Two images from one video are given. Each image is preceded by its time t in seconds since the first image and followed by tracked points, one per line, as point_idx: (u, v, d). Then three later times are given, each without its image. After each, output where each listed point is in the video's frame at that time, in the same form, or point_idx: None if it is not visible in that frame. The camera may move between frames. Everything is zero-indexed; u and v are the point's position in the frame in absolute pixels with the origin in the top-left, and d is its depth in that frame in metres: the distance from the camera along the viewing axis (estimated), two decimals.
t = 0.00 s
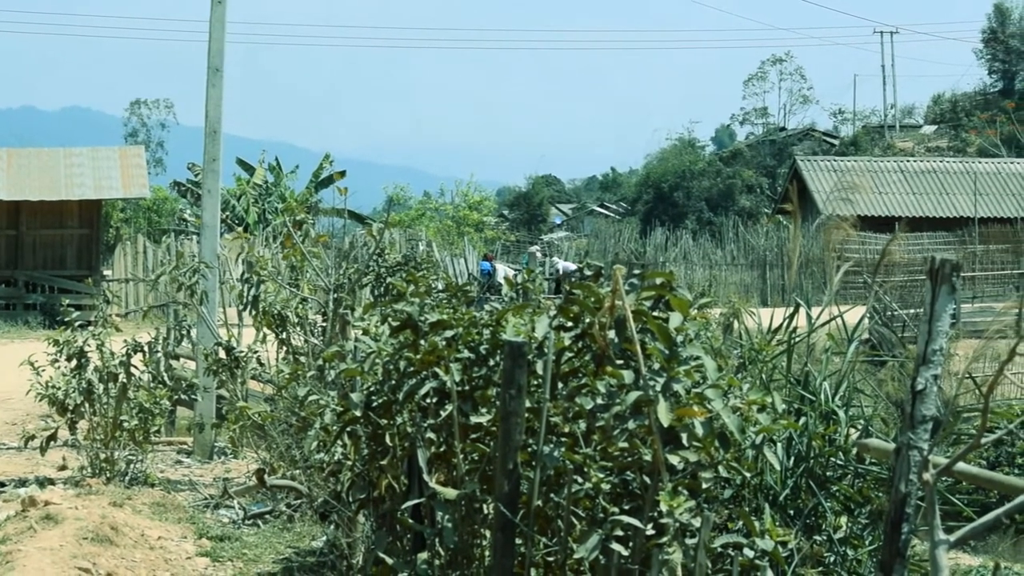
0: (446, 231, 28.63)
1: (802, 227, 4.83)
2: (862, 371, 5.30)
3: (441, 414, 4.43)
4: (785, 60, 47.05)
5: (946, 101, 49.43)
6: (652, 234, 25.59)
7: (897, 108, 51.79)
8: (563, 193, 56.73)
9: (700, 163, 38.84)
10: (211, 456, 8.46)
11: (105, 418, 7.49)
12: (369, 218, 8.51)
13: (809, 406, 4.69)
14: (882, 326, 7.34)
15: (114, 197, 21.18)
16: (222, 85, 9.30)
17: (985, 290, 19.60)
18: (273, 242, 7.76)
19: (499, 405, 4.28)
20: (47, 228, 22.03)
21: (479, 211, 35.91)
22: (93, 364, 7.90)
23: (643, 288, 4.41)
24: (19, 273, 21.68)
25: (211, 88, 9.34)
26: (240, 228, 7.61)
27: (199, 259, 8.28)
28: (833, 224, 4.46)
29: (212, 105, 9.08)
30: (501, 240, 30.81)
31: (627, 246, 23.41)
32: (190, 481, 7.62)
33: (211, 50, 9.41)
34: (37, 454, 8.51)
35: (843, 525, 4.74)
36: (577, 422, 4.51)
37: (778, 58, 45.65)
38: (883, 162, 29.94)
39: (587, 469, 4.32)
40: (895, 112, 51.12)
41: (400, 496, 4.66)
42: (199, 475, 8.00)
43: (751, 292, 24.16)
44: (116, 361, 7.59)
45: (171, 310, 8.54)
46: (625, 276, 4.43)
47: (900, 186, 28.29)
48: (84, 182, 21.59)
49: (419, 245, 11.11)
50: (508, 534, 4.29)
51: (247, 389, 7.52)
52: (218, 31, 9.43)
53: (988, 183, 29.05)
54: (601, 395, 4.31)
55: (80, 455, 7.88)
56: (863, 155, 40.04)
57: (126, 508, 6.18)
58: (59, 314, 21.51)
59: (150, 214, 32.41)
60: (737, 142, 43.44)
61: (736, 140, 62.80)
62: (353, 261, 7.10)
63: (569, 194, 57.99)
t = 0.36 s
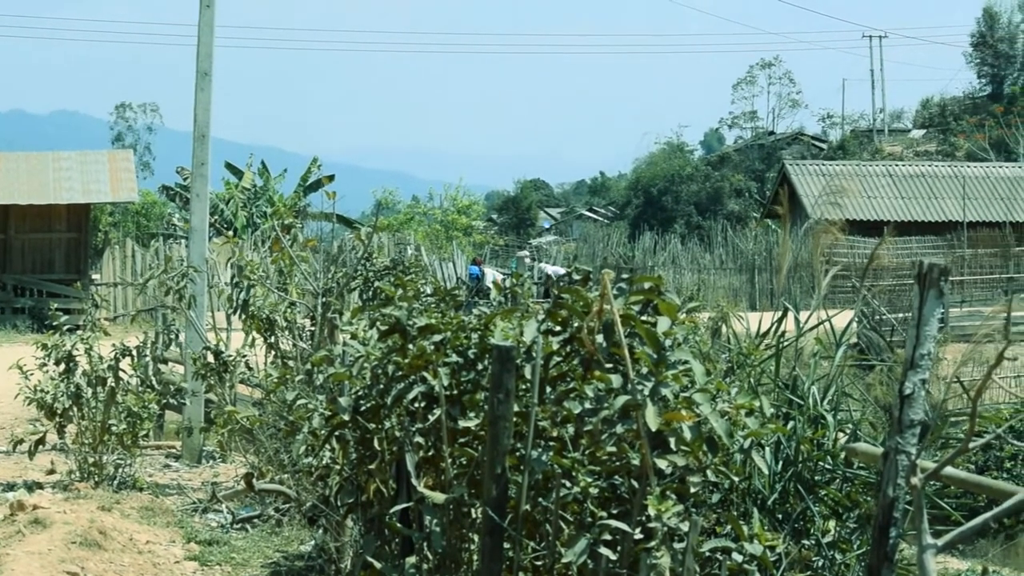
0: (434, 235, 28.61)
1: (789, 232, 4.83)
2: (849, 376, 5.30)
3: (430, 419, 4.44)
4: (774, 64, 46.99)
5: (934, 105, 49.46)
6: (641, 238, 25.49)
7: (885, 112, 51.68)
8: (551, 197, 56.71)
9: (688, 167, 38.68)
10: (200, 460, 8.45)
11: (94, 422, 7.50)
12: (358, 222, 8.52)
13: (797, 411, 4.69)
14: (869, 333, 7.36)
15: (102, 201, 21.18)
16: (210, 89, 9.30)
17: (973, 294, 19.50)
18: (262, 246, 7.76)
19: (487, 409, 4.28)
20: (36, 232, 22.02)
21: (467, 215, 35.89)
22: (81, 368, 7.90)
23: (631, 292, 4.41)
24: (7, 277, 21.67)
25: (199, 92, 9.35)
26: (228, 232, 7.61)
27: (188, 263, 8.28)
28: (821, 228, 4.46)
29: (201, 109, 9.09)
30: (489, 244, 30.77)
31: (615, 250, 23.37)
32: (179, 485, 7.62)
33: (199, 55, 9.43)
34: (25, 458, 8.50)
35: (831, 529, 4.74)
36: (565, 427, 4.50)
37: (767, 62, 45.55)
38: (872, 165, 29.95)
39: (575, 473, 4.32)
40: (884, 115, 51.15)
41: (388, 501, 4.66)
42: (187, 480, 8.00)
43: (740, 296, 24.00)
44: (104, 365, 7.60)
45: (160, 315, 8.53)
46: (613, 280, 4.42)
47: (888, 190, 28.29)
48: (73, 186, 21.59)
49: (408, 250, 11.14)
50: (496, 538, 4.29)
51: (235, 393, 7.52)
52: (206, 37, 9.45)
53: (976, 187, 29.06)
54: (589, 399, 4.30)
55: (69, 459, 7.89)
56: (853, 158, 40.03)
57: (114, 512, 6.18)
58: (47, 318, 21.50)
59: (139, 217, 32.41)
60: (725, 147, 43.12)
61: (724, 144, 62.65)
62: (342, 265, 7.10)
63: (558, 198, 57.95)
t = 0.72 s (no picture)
0: (425, 237, 28.62)
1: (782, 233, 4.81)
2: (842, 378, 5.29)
3: (421, 420, 4.44)
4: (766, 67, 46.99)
5: (926, 108, 49.55)
6: (633, 240, 25.46)
7: (876, 115, 51.65)
8: (542, 198, 56.72)
9: (680, 169, 38.55)
10: (191, 461, 8.44)
11: (85, 423, 7.50)
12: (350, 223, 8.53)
13: (788, 413, 4.69)
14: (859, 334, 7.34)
15: (93, 202, 21.16)
16: (202, 90, 9.31)
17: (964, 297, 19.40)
18: (253, 247, 7.76)
19: (479, 411, 4.28)
20: (27, 233, 22.00)
21: (458, 216, 35.93)
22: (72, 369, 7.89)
23: (622, 294, 4.41)
24: None
25: (190, 94, 9.36)
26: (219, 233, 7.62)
27: (179, 264, 8.28)
28: (811, 230, 4.47)
29: (193, 111, 9.10)
30: (480, 245, 30.79)
31: (607, 252, 23.38)
32: (170, 485, 7.61)
33: (191, 55, 9.44)
34: (15, 459, 8.50)
35: (822, 531, 4.75)
36: (556, 428, 4.50)
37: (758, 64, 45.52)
38: (863, 168, 29.98)
39: (566, 474, 4.33)
40: (876, 118, 51.22)
41: (379, 502, 4.66)
42: (178, 480, 8.00)
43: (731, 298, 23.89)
44: (95, 366, 7.62)
45: (151, 316, 8.52)
46: (605, 281, 4.43)
47: (879, 192, 28.32)
48: (63, 187, 21.56)
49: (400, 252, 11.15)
50: (488, 540, 4.29)
51: (226, 394, 7.52)
52: (198, 38, 9.45)
53: (967, 189, 29.11)
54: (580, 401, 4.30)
55: (60, 460, 7.88)
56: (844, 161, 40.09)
57: (105, 513, 6.19)
58: (38, 319, 21.47)
59: (129, 218, 32.42)
60: (716, 149, 42.90)
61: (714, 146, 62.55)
62: (333, 267, 7.09)
63: (549, 200, 57.98)
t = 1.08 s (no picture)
0: (413, 236, 28.60)
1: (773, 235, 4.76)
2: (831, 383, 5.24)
3: (407, 421, 4.40)
4: (759, 68, 46.70)
5: (921, 111, 49.46)
6: (623, 241, 25.26)
7: (871, 117, 51.33)
8: (532, 199, 56.65)
9: (672, 170, 38.28)
10: (175, 462, 8.39)
11: (68, 422, 7.48)
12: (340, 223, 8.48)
13: (778, 417, 4.64)
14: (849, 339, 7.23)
15: (78, 199, 21.12)
16: (189, 87, 9.27)
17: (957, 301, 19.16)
18: (240, 246, 7.73)
19: (465, 413, 4.23)
20: (12, 230, 21.98)
21: (447, 216, 35.92)
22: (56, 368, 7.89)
23: (611, 296, 4.36)
24: None
25: (177, 90, 9.32)
26: (205, 232, 7.58)
27: (164, 263, 8.27)
28: (803, 231, 4.43)
29: (179, 107, 9.06)
30: (469, 245, 30.76)
31: (596, 253, 23.32)
32: (153, 486, 7.58)
33: (178, 53, 9.40)
34: None
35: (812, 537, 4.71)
36: (543, 431, 4.46)
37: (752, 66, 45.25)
38: (856, 170, 29.91)
39: (553, 478, 4.28)
40: (869, 121, 51.12)
41: (364, 504, 4.62)
42: (162, 481, 7.96)
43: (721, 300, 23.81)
44: (79, 365, 7.63)
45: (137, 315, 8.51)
46: (593, 283, 4.38)
47: (873, 195, 28.24)
48: (49, 184, 21.52)
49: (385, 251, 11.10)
50: (473, 543, 4.24)
51: (211, 394, 7.49)
52: (185, 34, 9.40)
53: (962, 192, 28.99)
54: (568, 404, 4.26)
55: (42, 460, 7.83)
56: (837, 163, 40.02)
57: (87, 513, 6.17)
58: (23, 316, 21.44)
59: (115, 216, 32.48)
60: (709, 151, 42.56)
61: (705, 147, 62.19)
62: (320, 266, 7.04)
63: (539, 201, 57.92)
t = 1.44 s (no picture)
0: (400, 237, 28.67)
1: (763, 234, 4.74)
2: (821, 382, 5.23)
3: (395, 422, 4.39)
4: (746, 69, 46.48)
5: (909, 109, 49.62)
6: (611, 241, 25.26)
7: (858, 116, 51.31)
8: (519, 199, 56.77)
9: (660, 169, 38.11)
10: (164, 464, 8.40)
11: (56, 424, 7.49)
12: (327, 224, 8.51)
13: (766, 417, 4.64)
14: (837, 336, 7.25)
15: (65, 202, 21.04)
16: (176, 88, 9.29)
17: (945, 300, 19.17)
18: (227, 247, 7.75)
19: (453, 414, 4.23)
20: None
21: (434, 217, 36.03)
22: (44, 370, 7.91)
23: (599, 296, 4.36)
24: None
25: (165, 92, 9.33)
26: (193, 233, 7.61)
27: (152, 265, 8.33)
28: (789, 230, 4.45)
29: (167, 109, 9.08)
30: (456, 245, 30.84)
31: (583, 254, 23.36)
32: (142, 488, 7.60)
33: (164, 54, 9.38)
34: None
35: (801, 536, 4.72)
36: (531, 431, 4.46)
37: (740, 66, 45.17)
38: (843, 169, 29.97)
39: (541, 478, 4.29)
40: (856, 119, 51.28)
41: (353, 505, 4.62)
42: (151, 483, 7.96)
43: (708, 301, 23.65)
44: (68, 367, 7.64)
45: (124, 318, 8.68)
46: (580, 283, 4.38)
47: (860, 194, 28.31)
48: (37, 186, 21.46)
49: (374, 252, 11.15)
50: (461, 544, 4.24)
51: (199, 396, 7.54)
52: (172, 35, 9.40)
53: (949, 191, 29.04)
54: (556, 404, 4.25)
55: (30, 462, 7.81)
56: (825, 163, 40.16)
57: (76, 516, 6.20)
58: (10, 319, 21.48)
59: (103, 218, 32.59)
60: (696, 150, 42.48)
61: (692, 147, 62.09)
62: (308, 267, 7.06)
63: (526, 201, 58.03)
